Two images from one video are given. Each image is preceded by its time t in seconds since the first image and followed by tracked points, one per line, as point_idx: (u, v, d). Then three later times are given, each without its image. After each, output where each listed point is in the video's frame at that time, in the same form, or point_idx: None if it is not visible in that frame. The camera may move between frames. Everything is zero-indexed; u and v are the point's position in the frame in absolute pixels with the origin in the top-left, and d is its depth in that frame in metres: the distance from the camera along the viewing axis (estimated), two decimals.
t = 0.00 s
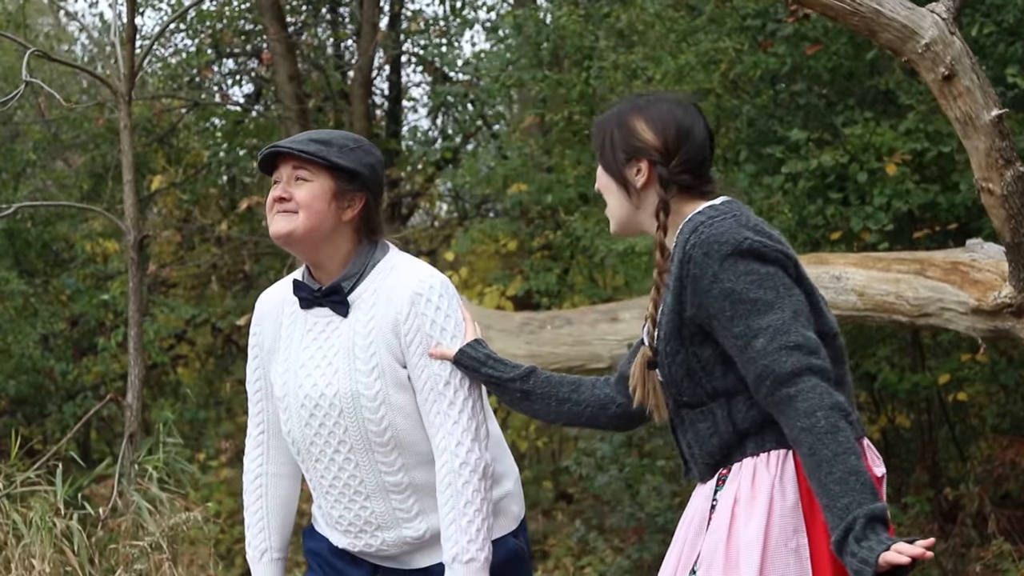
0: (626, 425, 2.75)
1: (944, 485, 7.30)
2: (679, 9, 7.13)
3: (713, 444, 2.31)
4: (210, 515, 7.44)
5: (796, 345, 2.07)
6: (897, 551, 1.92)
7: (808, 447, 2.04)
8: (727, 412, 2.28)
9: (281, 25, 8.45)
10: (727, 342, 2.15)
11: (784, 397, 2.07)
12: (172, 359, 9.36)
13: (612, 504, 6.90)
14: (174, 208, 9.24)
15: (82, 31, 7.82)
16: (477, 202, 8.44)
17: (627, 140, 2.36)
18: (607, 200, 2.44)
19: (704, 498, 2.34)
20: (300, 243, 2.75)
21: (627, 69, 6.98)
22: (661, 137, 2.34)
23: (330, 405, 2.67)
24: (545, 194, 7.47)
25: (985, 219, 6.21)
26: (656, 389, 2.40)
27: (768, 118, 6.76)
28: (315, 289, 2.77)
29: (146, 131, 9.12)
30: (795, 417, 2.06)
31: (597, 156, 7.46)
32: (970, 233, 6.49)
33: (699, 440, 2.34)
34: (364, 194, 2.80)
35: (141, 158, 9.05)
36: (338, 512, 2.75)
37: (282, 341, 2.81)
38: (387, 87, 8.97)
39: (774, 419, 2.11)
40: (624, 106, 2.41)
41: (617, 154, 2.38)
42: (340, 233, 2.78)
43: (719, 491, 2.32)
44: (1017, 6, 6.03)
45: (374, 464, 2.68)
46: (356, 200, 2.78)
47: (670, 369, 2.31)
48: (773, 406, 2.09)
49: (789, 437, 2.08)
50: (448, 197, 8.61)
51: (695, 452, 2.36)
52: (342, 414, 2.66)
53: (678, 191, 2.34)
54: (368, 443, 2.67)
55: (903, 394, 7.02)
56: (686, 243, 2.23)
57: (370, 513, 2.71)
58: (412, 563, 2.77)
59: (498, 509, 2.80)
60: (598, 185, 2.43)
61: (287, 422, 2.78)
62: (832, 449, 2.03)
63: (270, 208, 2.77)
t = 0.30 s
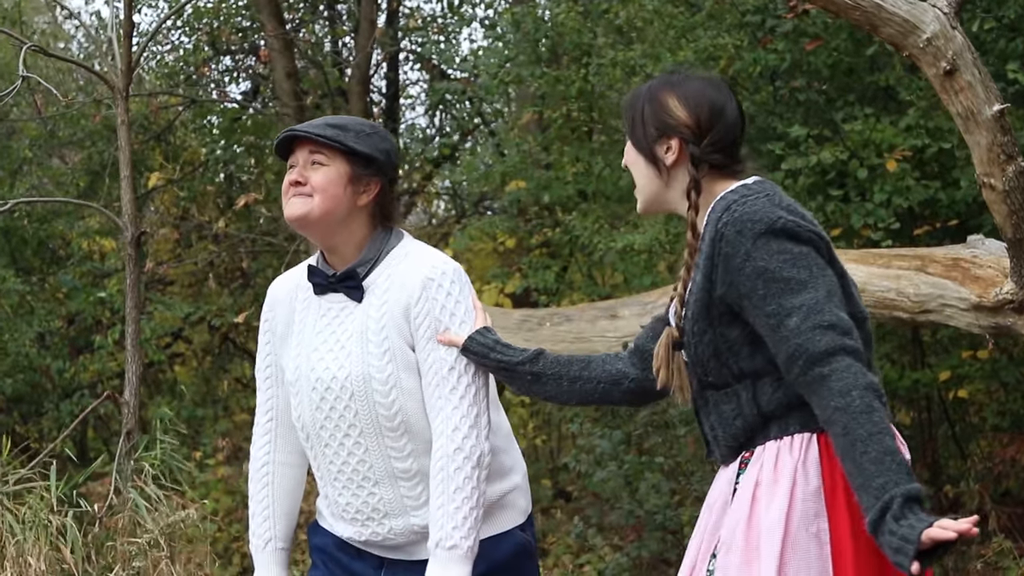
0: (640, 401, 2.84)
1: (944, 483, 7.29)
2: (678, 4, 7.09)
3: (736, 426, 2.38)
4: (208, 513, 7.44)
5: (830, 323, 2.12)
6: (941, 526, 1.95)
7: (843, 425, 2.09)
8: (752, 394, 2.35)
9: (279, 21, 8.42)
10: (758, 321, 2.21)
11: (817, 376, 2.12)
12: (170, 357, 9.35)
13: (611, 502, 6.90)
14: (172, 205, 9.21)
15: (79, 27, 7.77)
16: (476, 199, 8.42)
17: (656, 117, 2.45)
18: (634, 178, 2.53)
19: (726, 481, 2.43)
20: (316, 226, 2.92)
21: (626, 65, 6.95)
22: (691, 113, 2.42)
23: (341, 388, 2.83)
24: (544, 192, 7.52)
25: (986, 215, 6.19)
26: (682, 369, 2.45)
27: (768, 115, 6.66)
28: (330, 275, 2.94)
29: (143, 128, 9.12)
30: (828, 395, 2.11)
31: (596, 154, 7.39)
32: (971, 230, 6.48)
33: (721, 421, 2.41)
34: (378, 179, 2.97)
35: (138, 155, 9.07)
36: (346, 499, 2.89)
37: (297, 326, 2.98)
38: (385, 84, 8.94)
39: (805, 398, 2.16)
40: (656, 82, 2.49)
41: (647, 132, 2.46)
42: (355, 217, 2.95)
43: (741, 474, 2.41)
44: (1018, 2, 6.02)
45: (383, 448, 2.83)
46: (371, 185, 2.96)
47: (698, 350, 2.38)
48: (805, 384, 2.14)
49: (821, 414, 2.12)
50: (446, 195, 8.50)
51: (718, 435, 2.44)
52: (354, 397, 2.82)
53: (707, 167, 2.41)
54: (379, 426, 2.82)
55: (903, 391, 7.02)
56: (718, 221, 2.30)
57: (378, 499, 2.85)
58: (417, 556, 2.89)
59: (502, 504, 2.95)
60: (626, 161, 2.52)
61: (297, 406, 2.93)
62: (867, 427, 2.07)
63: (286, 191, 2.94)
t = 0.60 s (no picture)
0: (646, 383, 2.79)
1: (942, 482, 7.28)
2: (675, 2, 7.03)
3: (743, 403, 2.37)
4: (204, 512, 7.43)
5: (855, 300, 2.10)
6: (975, 502, 1.89)
7: (869, 401, 2.05)
8: (762, 371, 2.33)
9: (276, 19, 8.39)
10: (779, 297, 2.19)
11: (839, 352, 2.08)
12: (166, 356, 9.32)
13: (609, 501, 6.89)
14: (167, 203, 9.15)
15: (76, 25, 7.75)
16: (473, 198, 8.40)
17: (671, 90, 2.43)
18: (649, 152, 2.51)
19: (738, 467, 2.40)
20: (329, 212, 2.92)
21: (623, 65, 6.94)
22: (705, 86, 2.39)
23: (349, 372, 2.85)
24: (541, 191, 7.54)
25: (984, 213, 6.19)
26: (692, 344, 2.40)
27: (766, 113, 6.58)
28: (342, 263, 2.97)
29: (140, 127, 9.05)
30: (852, 371, 2.07)
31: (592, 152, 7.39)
32: (969, 229, 6.48)
33: (728, 399, 2.39)
34: (393, 169, 2.98)
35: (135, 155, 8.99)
36: (348, 487, 2.90)
37: (308, 312, 3.01)
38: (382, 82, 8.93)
39: (825, 375, 2.13)
40: (672, 57, 2.46)
41: (663, 105, 2.44)
42: (370, 205, 2.97)
43: (752, 456, 2.38)
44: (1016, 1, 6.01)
45: (388, 436, 2.85)
46: (386, 173, 2.97)
47: (711, 326, 2.35)
48: (825, 361, 2.12)
49: (843, 392, 2.09)
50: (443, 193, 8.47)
51: (723, 413, 2.42)
52: (360, 382, 2.84)
53: (722, 141, 2.39)
54: (384, 412, 2.84)
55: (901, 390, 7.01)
56: (741, 195, 2.28)
57: (381, 488, 2.86)
58: (418, 548, 2.90)
59: (503, 500, 2.94)
60: (641, 134, 2.50)
61: (305, 392, 2.96)
62: (893, 403, 2.03)
63: (300, 177, 2.95)
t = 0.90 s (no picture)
0: (653, 354, 2.75)
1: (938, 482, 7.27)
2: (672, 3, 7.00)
3: (739, 379, 2.34)
4: (198, 513, 7.41)
5: (864, 278, 2.06)
6: (974, 487, 1.85)
7: (872, 380, 2.02)
8: (760, 348, 2.30)
9: (271, 19, 8.39)
10: (786, 272, 2.15)
11: (845, 330, 2.06)
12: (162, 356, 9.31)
13: (604, 501, 6.88)
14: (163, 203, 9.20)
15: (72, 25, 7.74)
16: (469, 198, 8.39)
17: (686, 63, 2.38)
18: (665, 126, 2.47)
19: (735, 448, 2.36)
20: (340, 202, 2.94)
21: (618, 65, 6.96)
22: (721, 58, 2.34)
23: (355, 359, 2.86)
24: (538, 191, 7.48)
25: (980, 214, 6.19)
26: (694, 318, 2.37)
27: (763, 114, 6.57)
28: (353, 253, 3.00)
29: (135, 126, 9.03)
30: (856, 350, 2.04)
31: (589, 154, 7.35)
32: (965, 229, 6.48)
33: (725, 374, 2.36)
34: (405, 161, 3.00)
35: (131, 153, 9.01)
36: (349, 476, 2.90)
37: (318, 301, 3.03)
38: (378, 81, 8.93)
39: (829, 353, 2.10)
40: (690, 28, 2.41)
41: (679, 79, 2.39)
42: (381, 196, 2.98)
43: (746, 437, 2.35)
44: (1012, 1, 6.02)
45: (391, 424, 2.85)
46: (399, 166, 2.98)
47: (713, 301, 2.31)
48: (829, 338, 2.09)
49: (847, 369, 2.06)
50: (439, 193, 8.49)
51: (720, 389, 2.40)
52: (367, 367, 2.85)
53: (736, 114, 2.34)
54: (389, 400, 2.85)
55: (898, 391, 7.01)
56: (754, 166, 2.24)
57: (381, 477, 2.86)
58: (413, 542, 2.88)
59: (503, 499, 2.94)
60: (657, 108, 2.46)
61: (312, 379, 2.97)
62: (897, 384, 2.00)
63: (314, 167, 2.97)
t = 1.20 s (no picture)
0: (653, 338, 2.68)
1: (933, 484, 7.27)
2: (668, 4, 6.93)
3: (732, 377, 2.31)
4: (193, 515, 7.40)
5: (874, 260, 2.00)
6: (990, 444, 1.76)
7: (880, 352, 1.90)
8: (755, 347, 2.27)
9: (267, 20, 8.37)
10: (793, 255, 2.07)
11: (853, 306, 1.95)
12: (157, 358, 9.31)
13: (599, 503, 6.88)
14: (158, 204, 9.22)
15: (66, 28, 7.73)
16: (464, 199, 8.39)
17: (711, 52, 2.32)
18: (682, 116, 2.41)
19: (723, 451, 2.34)
20: (353, 197, 2.96)
21: (613, 68, 6.95)
22: (747, 53, 2.28)
23: (360, 350, 2.87)
24: (533, 191, 7.51)
25: (974, 216, 6.18)
26: (694, 313, 2.36)
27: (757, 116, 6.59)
28: (361, 248, 3.02)
29: (131, 127, 9.02)
30: (863, 325, 1.93)
31: (583, 154, 7.39)
32: (960, 232, 6.48)
33: (718, 370, 2.34)
34: (417, 162, 3.04)
35: (125, 155, 9.03)
36: (347, 468, 2.90)
37: (323, 295, 3.05)
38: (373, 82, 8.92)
39: (833, 335, 1.99)
40: (716, 18, 2.36)
41: (701, 69, 2.33)
42: (392, 194, 3.01)
43: (734, 438, 2.33)
44: (1007, 3, 6.02)
45: (392, 416, 2.86)
46: (410, 166, 3.02)
47: (715, 290, 2.28)
48: (831, 328, 2.00)
49: (852, 346, 1.94)
50: (435, 194, 8.46)
51: (712, 382, 2.38)
52: (370, 358, 2.86)
53: (756, 111, 2.28)
54: (391, 392, 2.86)
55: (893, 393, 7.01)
56: (764, 155, 2.19)
57: (380, 470, 2.86)
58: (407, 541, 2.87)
59: (497, 502, 2.94)
60: (675, 96, 2.40)
61: (314, 371, 2.98)
62: (906, 355, 1.89)
63: (328, 162, 3.00)
